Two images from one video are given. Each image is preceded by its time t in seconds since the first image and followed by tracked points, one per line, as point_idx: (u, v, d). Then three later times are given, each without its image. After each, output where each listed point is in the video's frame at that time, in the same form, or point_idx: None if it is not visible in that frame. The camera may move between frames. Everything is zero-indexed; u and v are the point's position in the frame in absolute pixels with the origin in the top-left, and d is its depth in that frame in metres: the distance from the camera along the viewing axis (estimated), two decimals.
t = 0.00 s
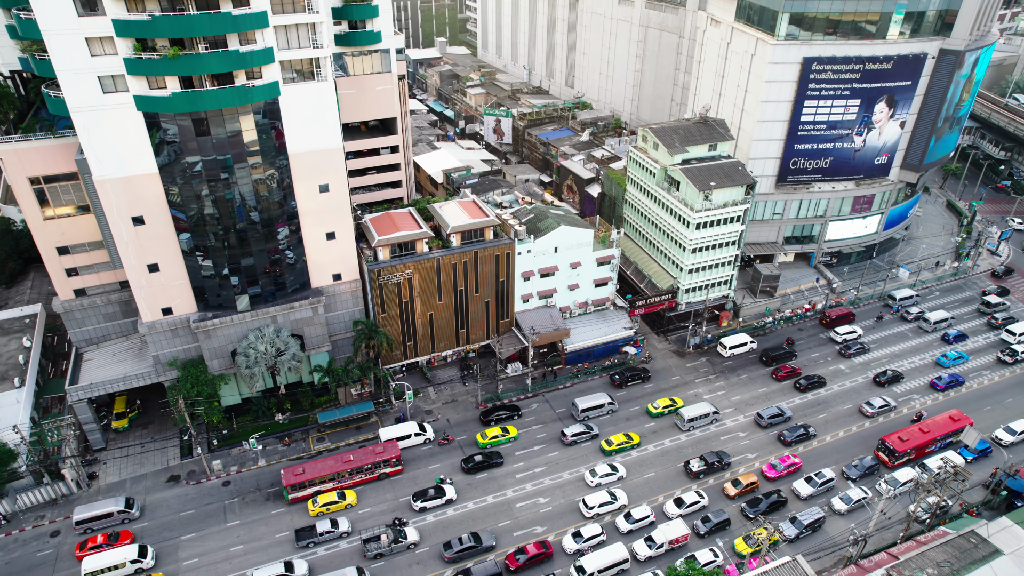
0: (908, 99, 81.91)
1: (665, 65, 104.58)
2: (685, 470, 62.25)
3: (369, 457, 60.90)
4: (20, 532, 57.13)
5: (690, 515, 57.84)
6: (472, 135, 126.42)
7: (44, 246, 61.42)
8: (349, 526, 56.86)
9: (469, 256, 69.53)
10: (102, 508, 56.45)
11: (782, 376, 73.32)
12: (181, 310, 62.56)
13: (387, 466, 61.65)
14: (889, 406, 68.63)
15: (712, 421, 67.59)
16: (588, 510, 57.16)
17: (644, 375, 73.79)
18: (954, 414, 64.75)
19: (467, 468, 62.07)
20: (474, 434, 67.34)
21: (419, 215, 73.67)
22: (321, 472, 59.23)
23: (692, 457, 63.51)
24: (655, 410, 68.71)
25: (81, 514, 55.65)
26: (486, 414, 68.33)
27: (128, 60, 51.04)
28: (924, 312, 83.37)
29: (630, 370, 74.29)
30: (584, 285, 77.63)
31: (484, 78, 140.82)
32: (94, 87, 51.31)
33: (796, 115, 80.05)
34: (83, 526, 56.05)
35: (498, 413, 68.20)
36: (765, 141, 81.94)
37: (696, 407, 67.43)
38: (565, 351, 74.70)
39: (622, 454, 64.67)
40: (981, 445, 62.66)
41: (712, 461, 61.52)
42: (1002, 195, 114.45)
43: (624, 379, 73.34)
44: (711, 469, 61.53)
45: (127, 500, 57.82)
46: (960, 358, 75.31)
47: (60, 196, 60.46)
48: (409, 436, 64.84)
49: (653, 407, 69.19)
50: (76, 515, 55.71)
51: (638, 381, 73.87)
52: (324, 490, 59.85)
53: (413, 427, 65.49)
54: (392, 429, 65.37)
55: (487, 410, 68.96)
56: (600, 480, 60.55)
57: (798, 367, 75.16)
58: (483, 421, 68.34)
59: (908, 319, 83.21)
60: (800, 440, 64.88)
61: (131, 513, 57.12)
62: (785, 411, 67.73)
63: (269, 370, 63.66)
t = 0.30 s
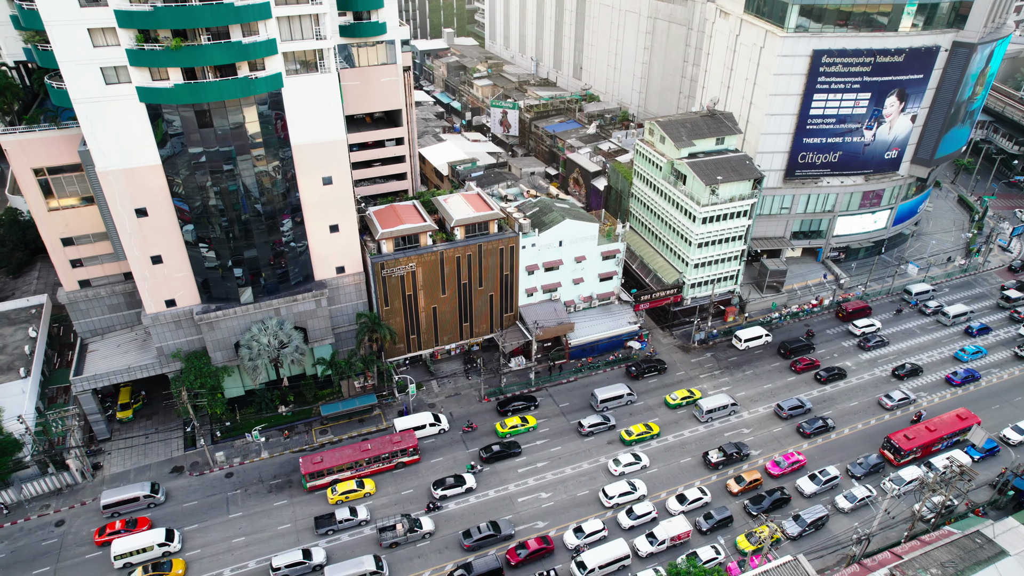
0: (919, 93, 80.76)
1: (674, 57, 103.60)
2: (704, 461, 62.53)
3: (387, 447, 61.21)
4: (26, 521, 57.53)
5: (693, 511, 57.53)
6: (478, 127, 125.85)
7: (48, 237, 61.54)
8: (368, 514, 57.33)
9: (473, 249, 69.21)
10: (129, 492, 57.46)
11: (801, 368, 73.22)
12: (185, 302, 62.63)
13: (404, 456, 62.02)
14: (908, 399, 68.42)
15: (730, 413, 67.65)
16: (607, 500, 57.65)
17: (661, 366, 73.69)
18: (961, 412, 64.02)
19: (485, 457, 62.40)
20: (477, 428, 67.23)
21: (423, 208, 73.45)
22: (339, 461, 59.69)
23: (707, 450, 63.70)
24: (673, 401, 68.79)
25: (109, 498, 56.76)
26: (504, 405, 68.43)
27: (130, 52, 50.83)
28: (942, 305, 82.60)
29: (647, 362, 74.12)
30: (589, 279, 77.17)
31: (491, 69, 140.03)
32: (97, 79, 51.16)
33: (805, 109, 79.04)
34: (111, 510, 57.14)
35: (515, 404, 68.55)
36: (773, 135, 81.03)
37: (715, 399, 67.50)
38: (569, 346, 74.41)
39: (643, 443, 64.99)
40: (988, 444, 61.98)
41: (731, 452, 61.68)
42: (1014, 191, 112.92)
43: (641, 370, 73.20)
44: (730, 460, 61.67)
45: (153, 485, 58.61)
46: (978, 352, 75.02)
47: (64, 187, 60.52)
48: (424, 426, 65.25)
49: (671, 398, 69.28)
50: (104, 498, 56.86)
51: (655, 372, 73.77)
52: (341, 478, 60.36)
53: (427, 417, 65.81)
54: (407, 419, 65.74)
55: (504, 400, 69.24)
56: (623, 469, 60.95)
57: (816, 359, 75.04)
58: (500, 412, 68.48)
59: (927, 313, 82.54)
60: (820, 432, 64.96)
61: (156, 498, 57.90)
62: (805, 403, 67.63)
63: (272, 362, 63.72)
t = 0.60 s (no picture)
0: (931, 86, 79.57)
1: (682, 49, 102.52)
2: (723, 452, 62.64)
3: (404, 436, 61.64)
4: (30, 510, 57.97)
5: (695, 508, 57.26)
6: (485, 119, 125.19)
7: (52, 228, 61.67)
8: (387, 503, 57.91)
9: (477, 243, 68.87)
10: (155, 477, 58.39)
11: (821, 360, 73.12)
12: (188, 294, 62.69)
13: (421, 445, 62.40)
14: (928, 392, 68.22)
15: (750, 404, 67.71)
16: (627, 490, 57.75)
17: (677, 358, 73.70)
18: (968, 411, 63.18)
19: (503, 448, 62.67)
20: (480, 422, 67.10)
21: (427, 200, 73.17)
22: (358, 450, 60.08)
23: (728, 441, 63.80)
24: (692, 392, 68.86)
25: (134, 483, 57.65)
26: (520, 396, 68.65)
27: (132, 42, 50.66)
28: (961, 300, 82.01)
29: (664, 354, 74.07)
30: (594, 274, 76.75)
31: (498, 60, 139.19)
32: (99, 70, 50.99)
33: (814, 103, 78.07)
34: (137, 495, 58.08)
35: (532, 394, 68.81)
36: (781, 129, 80.15)
37: (734, 391, 67.59)
38: (573, 340, 74.11)
39: (664, 434, 65.25)
40: (996, 444, 61.30)
41: (751, 444, 61.71)
42: None
43: (658, 362, 73.25)
44: (750, 452, 61.68)
45: (177, 472, 59.53)
46: (997, 348, 74.21)
47: (68, 178, 60.58)
48: (439, 417, 65.60)
49: (689, 390, 69.31)
50: (131, 484, 57.80)
51: (672, 364, 73.74)
52: (359, 467, 60.92)
53: (442, 408, 66.11)
54: (422, 409, 66.03)
55: (520, 391, 69.43)
56: (647, 458, 61.32)
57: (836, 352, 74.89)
58: (517, 402, 68.74)
59: (945, 307, 82.01)
60: (839, 424, 65.02)
61: (181, 483, 58.83)
62: (825, 395, 67.59)
63: (275, 355, 63.77)
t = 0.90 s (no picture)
0: (942, 81, 78.45)
1: (690, 42, 101.54)
2: (743, 443, 62.88)
3: (422, 426, 61.95)
4: (35, 500, 58.34)
5: (697, 505, 56.97)
6: (491, 112, 124.57)
7: (56, 220, 61.75)
8: (407, 492, 58.43)
9: (480, 237, 68.53)
10: (178, 464, 59.15)
11: (840, 354, 72.97)
12: (191, 286, 62.74)
13: (438, 435, 62.76)
14: (947, 386, 68.00)
15: (768, 397, 67.86)
16: (647, 481, 58.05)
17: (694, 351, 73.71)
18: (975, 411, 62.55)
19: (521, 438, 62.99)
20: (482, 416, 66.96)
21: (431, 193, 72.91)
22: (376, 440, 60.50)
23: (748, 432, 64.05)
24: (710, 384, 68.94)
25: (159, 469, 58.40)
26: (537, 387, 69.18)
27: (134, 34, 50.42)
28: (980, 295, 81.42)
29: (680, 347, 74.03)
30: (598, 268, 76.31)
31: (505, 52, 138.39)
32: (101, 61, 50.81)
33: (823, 97, 77.14)
34: (161, 481, 58.86)
35: (549, 385, 69.14)
36: (789, 124, 79.28)
37: (752, 383, 67.66)
38: (577, 337, 73.38)
39: (684, 425, 65.53)
40: (1003, 444, 60.67)
41: (771, 436, 61.87)
42: None
43: (675, 355, 73.24)
44: (769, 444, 61.91)
45: (200, 458, 60.21)
46: (1016, 344, 73.79)
47: (72, 170, 60.60)
48: (454, 408, 65.91)
49: (708, 382, 69.39)
50: (155, 470, 58.59)
51: (688, 357, 73.80)
52: (378, 456, 61.11)
53: (457, 399, 66.46)
54: (438, 400, 66.37)
55: (537, 382, 69.75)
56: (671, 448, 61.73)
57: (855, 345, 74.74)
58: (534, 393, 69.21)
59: (964, 303, 81.56)
60: (858, 417, 64.95)
61: (204, 470, 59.55)
62: (845, 388, 67.70)
63: (278, 348, 63.81)
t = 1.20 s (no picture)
0: (957, 75, 77.22)
1: (700, 35, 100.44)
2: (765, 436, 62.92)
3: (442, 417, 62.32)
4: (41, 489, 58.71)
5: (700, 503, 56.62)
6: (499, 104, 123.90)
7: (63, 211, 61.90)
8: (429, 481, 58.67)
9: (485, 231, 68.20)
10: (203, 451, 59.71)
11: (861, 348, 72.75)
12: (195, 278, 62.83)
13: (458, 426, 63.10)
14: (968, 383, 67.59)
15: (790, 390, 67.72)
16: (669, 472, 58.16)
17: (712, 345, 73.26)
18: (985, 411, 61.76)
19: (541, 429, 63.24)
20: (486, 411, 66.81)
21: (437, 186, 72.70)
22: (396, 429, 60.90)
23: (771, 424, 64.04)
24: (730, 377, 68.90)
25: (184, 455, 59.06)
26: (556, 378, 69.35)
27: (138, 25, 50.30)
28: (1001, 290, 80.59)
29: (698, 340, 73.70)
30: (604, 263, 75.86)
31: (514, 45, 137.55)
32: (105, 52, 50.69)
33: (834, 91, 76.12)
34: (185, 467, 59.44)
35: (566, 377, 69.33)
36: (799, 118, 78.31)
37: (774, 376, 67.61)
38: (582, 330, 73.32)
39: (705, 416, 65.59)
40: (1012, 445, 59.88)
41: (793, 429, 61.84)
42: None
43: (692, 348, 72.86)
44: (791, 436, 61.88)
45: (224, 445, 60.84)
46: None
47: (78, 161, 60.70)
48: (472, 399, 66.16)
49: (727, 374, 69.37)
50: (180, 456, 59.12)
51: (706, 351, 73.37)
52: (397, 446, 61.65)
53: (474, 390, 66.63)
54: (455, 391, 66.65)
55: (555, 374, 69.91)
56: (695, 440, 61.85)
57: (876, 339, 74.46)
58: (552, 384, 69.27)
59: (985, 299, 80.65)
60: (879, 412, 64.84)
61: (227, 457, 60.19)
62: (867, 382, 67.59)
63: (282, 340, 63.86)
